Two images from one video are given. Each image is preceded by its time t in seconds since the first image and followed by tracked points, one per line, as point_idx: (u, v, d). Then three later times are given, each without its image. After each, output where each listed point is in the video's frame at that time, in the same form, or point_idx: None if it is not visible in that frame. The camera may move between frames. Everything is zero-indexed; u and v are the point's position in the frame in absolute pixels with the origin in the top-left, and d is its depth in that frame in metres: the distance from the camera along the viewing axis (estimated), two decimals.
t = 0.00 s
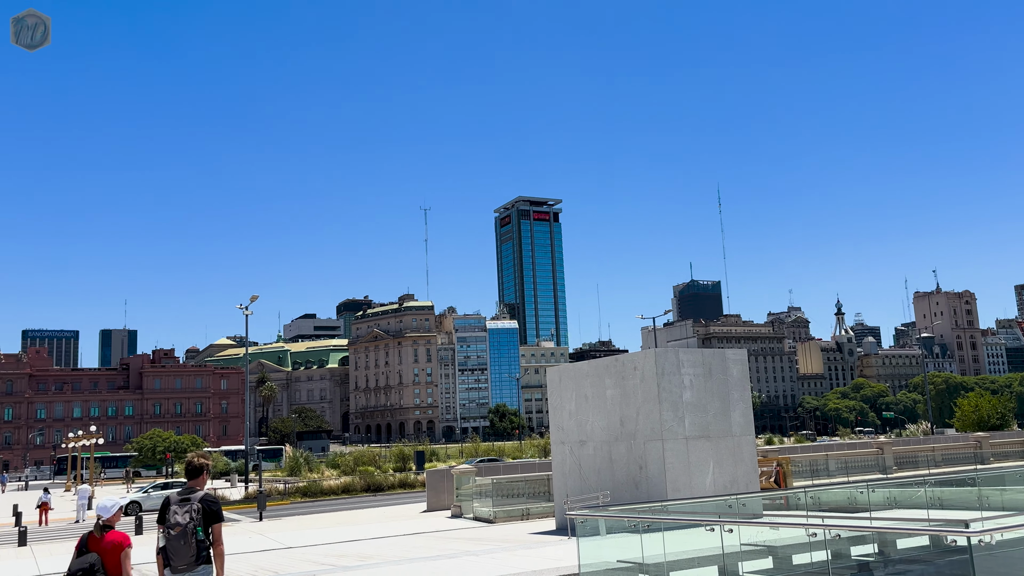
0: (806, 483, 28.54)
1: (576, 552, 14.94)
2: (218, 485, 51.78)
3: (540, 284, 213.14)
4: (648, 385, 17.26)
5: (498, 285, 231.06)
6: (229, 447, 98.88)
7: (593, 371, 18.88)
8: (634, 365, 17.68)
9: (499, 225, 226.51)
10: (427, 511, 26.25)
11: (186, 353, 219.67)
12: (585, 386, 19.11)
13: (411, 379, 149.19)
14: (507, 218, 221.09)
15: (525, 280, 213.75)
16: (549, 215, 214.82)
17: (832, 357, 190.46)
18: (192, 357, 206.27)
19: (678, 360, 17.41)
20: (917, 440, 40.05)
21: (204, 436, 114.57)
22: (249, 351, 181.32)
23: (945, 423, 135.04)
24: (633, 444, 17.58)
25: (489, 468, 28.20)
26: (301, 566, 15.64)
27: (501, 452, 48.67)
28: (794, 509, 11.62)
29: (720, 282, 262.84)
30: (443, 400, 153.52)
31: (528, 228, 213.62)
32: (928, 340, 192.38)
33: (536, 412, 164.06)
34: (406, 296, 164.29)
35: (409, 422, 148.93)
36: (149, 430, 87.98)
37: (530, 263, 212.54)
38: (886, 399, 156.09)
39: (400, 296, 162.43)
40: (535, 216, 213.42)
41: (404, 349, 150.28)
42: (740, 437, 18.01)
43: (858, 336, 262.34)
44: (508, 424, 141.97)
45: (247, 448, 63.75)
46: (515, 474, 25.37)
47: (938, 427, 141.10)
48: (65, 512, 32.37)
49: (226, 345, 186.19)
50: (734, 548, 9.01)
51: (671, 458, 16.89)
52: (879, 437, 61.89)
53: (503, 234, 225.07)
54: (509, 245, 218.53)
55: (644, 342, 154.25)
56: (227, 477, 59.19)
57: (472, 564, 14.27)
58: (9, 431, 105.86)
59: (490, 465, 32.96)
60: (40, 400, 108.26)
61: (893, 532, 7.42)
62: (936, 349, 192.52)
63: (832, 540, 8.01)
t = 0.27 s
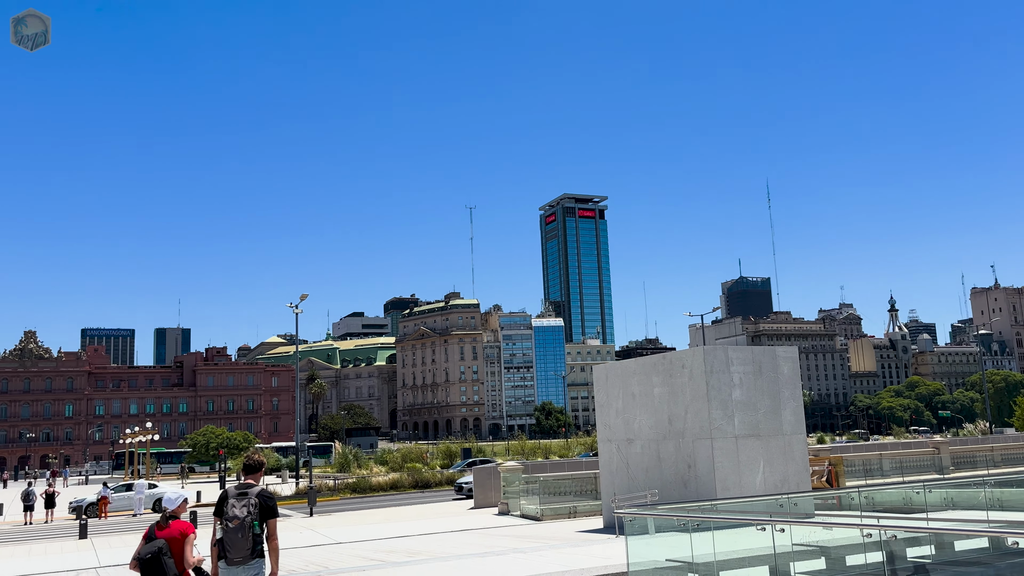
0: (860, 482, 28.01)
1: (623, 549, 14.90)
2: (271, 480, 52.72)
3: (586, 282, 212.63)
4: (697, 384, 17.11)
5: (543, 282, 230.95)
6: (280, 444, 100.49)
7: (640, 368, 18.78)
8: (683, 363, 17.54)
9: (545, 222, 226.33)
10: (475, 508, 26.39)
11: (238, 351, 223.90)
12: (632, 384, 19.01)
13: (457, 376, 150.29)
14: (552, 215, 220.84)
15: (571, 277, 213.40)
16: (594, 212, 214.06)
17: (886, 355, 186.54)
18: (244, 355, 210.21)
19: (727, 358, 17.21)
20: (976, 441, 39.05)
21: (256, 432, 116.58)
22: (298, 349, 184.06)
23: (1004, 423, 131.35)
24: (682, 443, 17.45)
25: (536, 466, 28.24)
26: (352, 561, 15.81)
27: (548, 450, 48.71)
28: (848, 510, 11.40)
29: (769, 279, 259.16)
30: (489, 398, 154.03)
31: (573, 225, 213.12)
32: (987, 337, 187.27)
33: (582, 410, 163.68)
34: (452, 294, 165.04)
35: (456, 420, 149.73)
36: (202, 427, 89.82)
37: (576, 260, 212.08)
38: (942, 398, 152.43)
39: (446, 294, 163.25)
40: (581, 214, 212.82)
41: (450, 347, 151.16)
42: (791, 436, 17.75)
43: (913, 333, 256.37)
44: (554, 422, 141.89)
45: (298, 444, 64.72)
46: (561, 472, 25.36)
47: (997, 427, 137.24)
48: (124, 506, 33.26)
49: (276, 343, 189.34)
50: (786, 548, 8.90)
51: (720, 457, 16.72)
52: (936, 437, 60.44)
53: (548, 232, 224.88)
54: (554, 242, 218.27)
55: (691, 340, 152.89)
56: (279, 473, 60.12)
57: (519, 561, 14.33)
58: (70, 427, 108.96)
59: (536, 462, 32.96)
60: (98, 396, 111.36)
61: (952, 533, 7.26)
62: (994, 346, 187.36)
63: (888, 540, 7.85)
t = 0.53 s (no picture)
0: (910, 481, 27.47)
1: (668, 547, 14.80)
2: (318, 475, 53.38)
3: (629, 277, 211.60)
4: (742, 381, 16.92)
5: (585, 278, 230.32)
6: (326, 438, 101.80)
7: (684, 364, 18.62)
8: (728, 359, 17.35)
9: (587, 218, 225.41)
10: (517, 505, 26.44)
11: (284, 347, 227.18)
12: (677, 380, 18.85)
13: (499, 372, 150.51)
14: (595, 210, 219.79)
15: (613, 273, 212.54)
16: (637, 208, 212.77)
17: (938, 351, 182.38)
18: (289, 351, 213.28)
19: (774, 354, 16.99)
20: None
21: (302, 427, 118.13)
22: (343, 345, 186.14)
23: None
24: (727, 440, 17.28)
25: (580, 462, 28.19)
26: (397, 555, 15.94)
27: (591, 446, 48.55)
28: (897, 508, 11.17)
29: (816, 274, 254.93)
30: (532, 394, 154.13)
31: (616, 221, 211.98)
32: None
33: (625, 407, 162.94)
34: (494, 290, 165.34)
35: (499, 415, 150.07)
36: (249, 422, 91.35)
37: (618, 256, 211.05)
38: (996, 395, 148.75)
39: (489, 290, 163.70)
40: (623, 209, 211.61)
41: (493, 343, 151.55)
42: (839, 432, 17.47)
43: (966, 329, 250.22)
44: (597, 418, 141.57)
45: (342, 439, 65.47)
46: (605, 468, 25.28)
47: None
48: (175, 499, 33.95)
49: (321, 339, 191.66)
50: (835, 547, 8.83)
51: (767, 455, 16.51)
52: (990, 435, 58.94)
53: (591, 227, 223.90)
54: (596, 238, 217.47)
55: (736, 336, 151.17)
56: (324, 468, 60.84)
57: (563, 556, 14.31)
58: (122, 421, 111.55)
59: (580, 458, 32.95)
60: (149, 391, 113.88)
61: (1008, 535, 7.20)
62: None
63: (940, 541, 7.71)
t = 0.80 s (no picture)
0: (958, 479, 26.91)
1: (709, 544, 14.68)
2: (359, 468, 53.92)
3: (668, 272, 210.22)
4: (785, 376, 16.74)
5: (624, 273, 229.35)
6: (366, 433, 102.79)
7: (725, 360, 18.46)
8: (770, 354, 17.17)
9: (626, 212, 224.21)
10: (556, 499, 26.45)
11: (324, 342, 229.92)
12: (717, 376, 18.72)
13: (537, 367, 150.46)
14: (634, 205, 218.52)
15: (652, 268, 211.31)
16: (676, 201, 211.11)
17: (986, 347, 178.36)
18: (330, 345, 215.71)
19: (816, 349, 16.78)
20: None
21: (342, 421, 119.26)
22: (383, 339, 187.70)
23: None
24: (769, 436, 17.10)
25: (619, 457, 28.11)
26: (436, 549, 16.07)
27: (630, 442, 48.36)
28: (943, 506, 10.97)
29: (859, 268, 250.62)
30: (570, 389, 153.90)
31: (655, 215, 210.59)
32: None
33: (664, 402, 162.03)
34: (532, 285, 165.34)
35: (537, 410, 150.13)
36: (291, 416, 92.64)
37: (657, 250, 209.69)
38: None
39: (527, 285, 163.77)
40: (662, 203, 210.08)
41: (531, 338, 151.59)
42: (884, 429, 17.19)
43: (1016, 325, 244.16)
44: (636, 414, 140.99)
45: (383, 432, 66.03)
46: (645, 463, 25.16)
47: None
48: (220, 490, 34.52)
49: (361, 334, 193.40)
50: (880, 545, 8.69)
51: (809, 451, 16.32)
52: None
53: (629, 222, 222.68)
54: (635, 232, 216.33)
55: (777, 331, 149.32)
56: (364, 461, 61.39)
57: (603, 552, 14.29)
58: (168, 414, 113.76)
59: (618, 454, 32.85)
60: (194, 384, 116.02)
61: None
62: None
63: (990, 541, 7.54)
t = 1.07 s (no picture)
0: (1003, 476, 26.35)
1: (747, 539, 14.56)
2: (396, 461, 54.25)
3: (704, 265, 208.49)
4: (824, 370, 16.51)
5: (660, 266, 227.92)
6: (402, 425, 103.39)
7: (763, 354, 18.27)
8: (809, 348, 16.96)
9: (662, 205, 222.61)
10: (592, 493, 26.40)
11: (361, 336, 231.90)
12: (755, 370, 18.51)
13: (572, 361, 150.09)
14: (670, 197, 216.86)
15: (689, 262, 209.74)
16: (713, 194, 209.09)
17: None
18: (367, 339, 217.46)
19: (856, 344, 16.53)
20: None
21: (379, 414, 120.13)
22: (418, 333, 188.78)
23: None
24: (808, 432, 16.90)
25: (655, 452, 27.96)
26: (472, 541, 16.15)
27: (666, 437, 48.05)
28: (988, 504, 10.78)
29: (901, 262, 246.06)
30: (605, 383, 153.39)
31: (692, 207, 208.78)
32: None
33: (701, 397, 160.87)
34: (567, 279, 164.96)
35: (572, 404, 149.88)
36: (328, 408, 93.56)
37: (694, 243, 207.98)
38: None
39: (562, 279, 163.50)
40: (699, 195, 208.20)
41: (566, 332, 151.30)
42: (927, 425, 16.89)
43: None
44: (672, 409, 140.16)
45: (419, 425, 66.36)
46: (681, 459, 25.00)
47: None
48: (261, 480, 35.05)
49: (396, 328, 194.58)
50: (923, 542, 8.62)
51: (849, 446, 16.11)
52: None
53: (665, 215, 221.08)
54: (671, 225, 214.79)
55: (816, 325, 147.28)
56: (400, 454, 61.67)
57: (640, 546, 14.24)
58: (208, 407, 115.57)
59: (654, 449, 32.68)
60: (233, 377, 117.79)
61: None
62: None
63: None
